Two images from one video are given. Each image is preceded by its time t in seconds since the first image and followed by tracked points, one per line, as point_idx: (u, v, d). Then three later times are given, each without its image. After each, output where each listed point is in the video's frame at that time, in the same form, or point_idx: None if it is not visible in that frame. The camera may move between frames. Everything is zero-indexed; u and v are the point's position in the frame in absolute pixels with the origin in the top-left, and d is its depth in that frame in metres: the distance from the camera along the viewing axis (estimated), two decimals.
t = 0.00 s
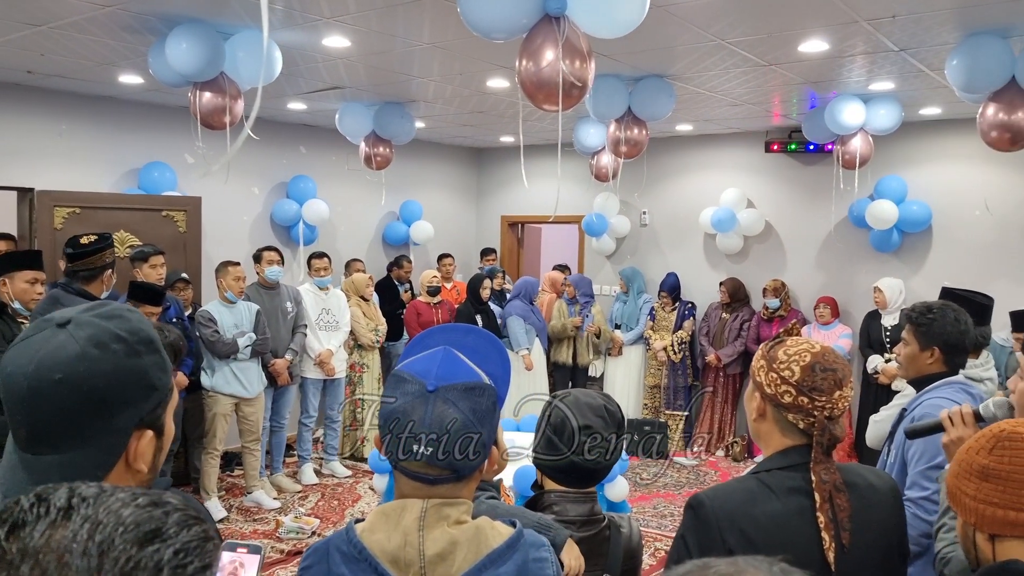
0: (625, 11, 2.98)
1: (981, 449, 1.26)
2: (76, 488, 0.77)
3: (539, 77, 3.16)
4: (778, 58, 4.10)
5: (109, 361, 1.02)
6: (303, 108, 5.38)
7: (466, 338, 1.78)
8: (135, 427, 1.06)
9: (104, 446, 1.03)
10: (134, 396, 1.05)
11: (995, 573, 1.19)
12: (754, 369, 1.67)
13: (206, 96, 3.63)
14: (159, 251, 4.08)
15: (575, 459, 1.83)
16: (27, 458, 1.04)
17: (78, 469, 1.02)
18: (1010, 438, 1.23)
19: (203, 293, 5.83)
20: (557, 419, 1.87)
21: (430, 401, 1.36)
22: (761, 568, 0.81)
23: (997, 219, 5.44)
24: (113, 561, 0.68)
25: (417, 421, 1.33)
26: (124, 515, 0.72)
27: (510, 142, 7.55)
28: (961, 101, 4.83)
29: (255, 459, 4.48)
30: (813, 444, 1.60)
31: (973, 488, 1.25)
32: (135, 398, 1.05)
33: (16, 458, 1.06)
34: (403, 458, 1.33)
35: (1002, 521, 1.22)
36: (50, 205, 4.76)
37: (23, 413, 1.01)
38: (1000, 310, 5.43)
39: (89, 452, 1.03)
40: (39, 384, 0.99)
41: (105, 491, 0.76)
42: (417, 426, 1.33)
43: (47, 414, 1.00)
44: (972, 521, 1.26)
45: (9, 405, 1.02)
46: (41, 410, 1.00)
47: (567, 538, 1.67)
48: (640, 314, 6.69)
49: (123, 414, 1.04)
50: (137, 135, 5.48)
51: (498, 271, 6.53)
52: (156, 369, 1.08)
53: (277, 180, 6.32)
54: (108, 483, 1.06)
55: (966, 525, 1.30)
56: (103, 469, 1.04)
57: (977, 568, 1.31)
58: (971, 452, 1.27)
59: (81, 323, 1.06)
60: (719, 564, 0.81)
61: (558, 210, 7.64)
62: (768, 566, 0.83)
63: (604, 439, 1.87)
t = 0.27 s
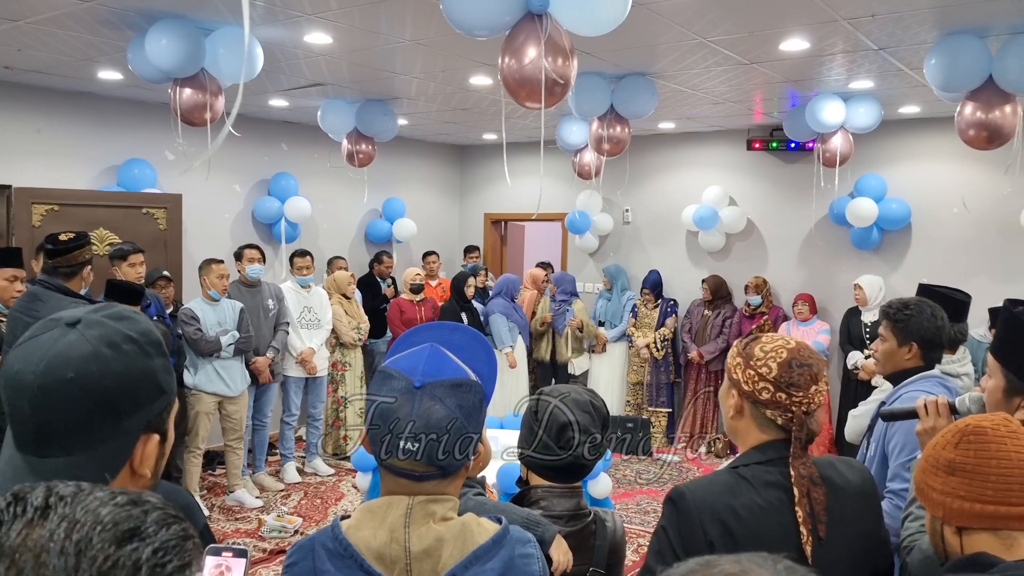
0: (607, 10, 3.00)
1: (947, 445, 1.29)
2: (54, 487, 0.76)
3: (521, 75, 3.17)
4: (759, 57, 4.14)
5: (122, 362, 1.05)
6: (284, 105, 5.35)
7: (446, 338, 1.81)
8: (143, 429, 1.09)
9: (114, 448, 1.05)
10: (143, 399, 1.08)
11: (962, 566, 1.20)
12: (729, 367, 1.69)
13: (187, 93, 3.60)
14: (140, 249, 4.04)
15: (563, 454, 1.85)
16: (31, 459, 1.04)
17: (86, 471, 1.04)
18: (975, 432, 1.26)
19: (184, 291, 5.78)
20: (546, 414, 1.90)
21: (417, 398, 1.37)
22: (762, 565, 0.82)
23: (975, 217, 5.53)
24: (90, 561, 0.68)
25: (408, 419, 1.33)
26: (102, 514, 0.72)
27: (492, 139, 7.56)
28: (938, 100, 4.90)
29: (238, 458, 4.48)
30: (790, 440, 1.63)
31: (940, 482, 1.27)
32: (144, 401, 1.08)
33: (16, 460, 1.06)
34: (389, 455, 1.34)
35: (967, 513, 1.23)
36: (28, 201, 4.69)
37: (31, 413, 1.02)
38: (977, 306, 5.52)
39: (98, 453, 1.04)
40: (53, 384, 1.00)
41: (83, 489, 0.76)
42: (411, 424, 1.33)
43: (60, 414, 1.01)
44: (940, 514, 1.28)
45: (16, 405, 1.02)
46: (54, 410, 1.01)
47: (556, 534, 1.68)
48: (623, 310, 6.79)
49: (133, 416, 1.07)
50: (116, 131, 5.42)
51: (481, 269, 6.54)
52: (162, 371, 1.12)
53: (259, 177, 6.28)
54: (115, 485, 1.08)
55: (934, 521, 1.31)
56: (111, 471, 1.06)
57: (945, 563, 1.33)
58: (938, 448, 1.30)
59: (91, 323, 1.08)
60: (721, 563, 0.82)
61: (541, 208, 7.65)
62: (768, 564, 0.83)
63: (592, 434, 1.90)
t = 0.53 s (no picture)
0: (590, 7, 3.00)
1: (916, 442, 1.35)
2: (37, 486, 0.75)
3: (505, 72, 3.16)
4: (742, 56, 4.16)
5: (121, 367, 1.05)
6: (266, 101, 5.30)
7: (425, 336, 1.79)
8: (143, 435, 1.09)
9: (113, 454, 1.05)
10: (142, 404, 1.08)
11: (929, 561, 1.25)
12: (708, 363, 1.69)
13: (167, 89, 3.56)
14: (120, 247, 3.99)
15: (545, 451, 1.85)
16: (27, 467, 1.03)
17: (85, 478, 1.03)
18: (942, 429, 1.32)
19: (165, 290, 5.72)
20: (528, 412, 1.89)
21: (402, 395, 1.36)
22: (780, 564, 0.80)
23: (954, 215, 5.60)
24: (74, 562, 0.67)
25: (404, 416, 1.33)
26: (87, 514, 0.71)
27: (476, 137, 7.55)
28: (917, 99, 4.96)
29: (219, 457, 4.44)
30: (770, 434, 1.65)
31: (909, 479, 1.34)
32: (144, 405, 1.08)
33: (10, 468, 1.05)
34: (373, 453, 1.33)
35: (935, 509, 1.29)
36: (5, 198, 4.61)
37: (28, 420, 1.01)
38: (955, 303, 5.60)
39: (97, 461, 1.04)
40: (52, 389, 1.00)
41: (67, 489, 0.75)
42: (411, 424, 1.32)
43: (58, 421, 1.00)
44: (909, 511, 1.33)
45: (12, 412, 1.01)
46: (53, 417, 1.00)
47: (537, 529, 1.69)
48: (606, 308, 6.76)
49: (132, 421, 1.07)
50: (95, 128, 5.34)
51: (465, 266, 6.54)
52: (161, 375, 1.12)
53: (240, 174, 6.22)
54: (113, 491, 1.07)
55: (904, 518, 1.37)
56: (110, 477, 1.06)
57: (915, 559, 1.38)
58: (908, 445, 1.36)
59: (88, 326, 1.08)
60: (739, 561, 0.79)
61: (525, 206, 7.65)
62: (787, 563, 0.81)
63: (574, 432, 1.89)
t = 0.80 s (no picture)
0: (574, 5, 3.00)
1: (894, 437, 1.37)
2: (36, 485, 0.77)
3: (489, 69, 3.15)
4: (724, 54, 4.19)
5: (120, 366, 1.04)
6: (247, 97, 5.25)
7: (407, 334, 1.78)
8: (144, 434, 1.08)
9: (115, 455, 1.04)
10: (143, 403, 1.06)
11: (906, 554, 1.26)
12: (691, 360, 1.69)
13: (147, 84, 3.50)
14: (101, 244, 3.93)
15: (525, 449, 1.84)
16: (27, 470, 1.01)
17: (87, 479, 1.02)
18: (919, 424, 1.33)
19: (144, 288, 5.64)
20: (509, 412, 1.90)
21: (391, 390, 1.35)
22: (812, 562, 0.84)
23: (932, 213, 5.68)
24: (74, 560, 0.69)
25: (403, 412, 1.32)
26: (85, 512, 0.73)
27: (458, 134, 7.52)
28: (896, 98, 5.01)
29: (200, 455, 4.40)
30: (755, 429, 1.65)
31: (887, 473, 1.35)
32: (144, 405, 1.07)
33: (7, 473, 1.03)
34: (362, 451, 1.32)
35: (911, 502, 1.30)
36: None
37: (28, 423, 0.99)
38: (934, 300, 5.67)
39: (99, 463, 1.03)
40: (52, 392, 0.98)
41: (66, 488, 0.77)
42: (411, 424, 1.31)
43: (59, 423, 0.99)
44: (887, 504, 1.35)
45: (9, 415, 0.99)
46: (53, 419, 0.99)
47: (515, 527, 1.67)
48: (589, 305, 6.76)
49: (134, 421, 1.05)
50: (72, 124, 5.25)
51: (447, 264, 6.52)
52: (160, 373, 1.11)
53: (220, 171, 6.15)
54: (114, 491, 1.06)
55: (883, 512, 1.39)
56: (112, 478, 1.05)
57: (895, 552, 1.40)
58: (885, 440, 1.38)
59: (84, 326, 1.06)
60: (772, 561, 0.83)
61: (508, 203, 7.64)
62: (819, 562, 0.85)
63: (556, 429, 1.88)
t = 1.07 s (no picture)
0: (555, 3, 2.99)
1: (874, 433, 1.32)
2: (28, 489, 0.77)
3: (471, 67, 3.14)
4: (703, 53, 4.21)
5: (104, 368, 1.02)
6: (222, 94, 5.17)
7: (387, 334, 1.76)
8: (129, 435, 1.06)
9: (101, 458, 1.01)
10: (128, 403, 1.04)
11: (885, 550, 1.23)
12: (675, 358, 1.69)
13: (122, 80, 3.44)
14: (76, 243, 3.83)
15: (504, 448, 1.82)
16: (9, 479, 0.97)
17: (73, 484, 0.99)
18: (900, 420, 1.29)
19: (116, 287, 5.53)
20: (489, 411, 1.89)
21: (382, 390, 1.33)
22: (830, 564, 0.87)
23: (905, 213, 5.78)
24: (75, 563, 0.70)
25: (402, 409, 1.32)
26: (84, 516, 0.73)
27: (435, 132, 7.49)
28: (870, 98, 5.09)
29: (176, 457, 4.32)
30: (734, 429, 1.66)
31: (867, 469, 1.30)
32: (129, 406, 1.05)
33: None
34: (354, 451, 1.29)
35: (892, 498, 1.25)
36: None
37: (11, 428, 0.95)
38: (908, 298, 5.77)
39: (85, 466, 1.00)
40: (35, 394, 0.95)
41: (61, 491, 0.77)
42: (411, 423, 1.32)
43: (44, 426, 0.96)
44: (867, 500, 1.30)
45: None
46: (37, 423, 0.95)
47: (494, 528, 1.64)
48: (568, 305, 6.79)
49: (119, 422, 1.03)
50: (41, 120, 5.12)
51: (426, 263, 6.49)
52: (143, 374, 1.09)
53: (195, 169, 6.04)
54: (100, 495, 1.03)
55: (861, 507, 1.34)
56: (98, 481, 1.02)
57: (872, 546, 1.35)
58: (865, 436, 1.33)
59: (65, 328, 1.03)
60: (791, 561, 0.86)
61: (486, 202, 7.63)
62: (838, 563, 0.87)
63: (535, 430, 1.87)
